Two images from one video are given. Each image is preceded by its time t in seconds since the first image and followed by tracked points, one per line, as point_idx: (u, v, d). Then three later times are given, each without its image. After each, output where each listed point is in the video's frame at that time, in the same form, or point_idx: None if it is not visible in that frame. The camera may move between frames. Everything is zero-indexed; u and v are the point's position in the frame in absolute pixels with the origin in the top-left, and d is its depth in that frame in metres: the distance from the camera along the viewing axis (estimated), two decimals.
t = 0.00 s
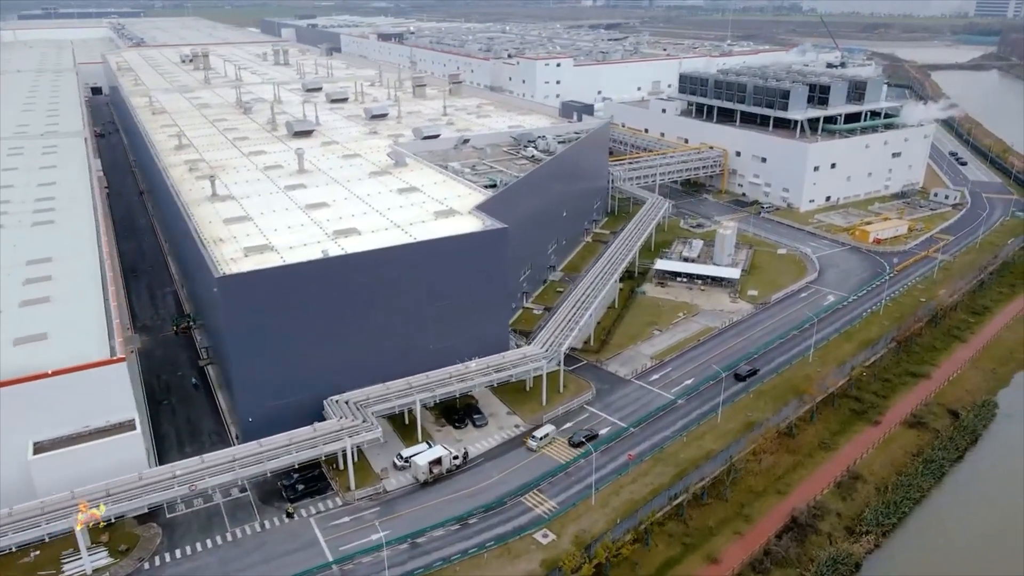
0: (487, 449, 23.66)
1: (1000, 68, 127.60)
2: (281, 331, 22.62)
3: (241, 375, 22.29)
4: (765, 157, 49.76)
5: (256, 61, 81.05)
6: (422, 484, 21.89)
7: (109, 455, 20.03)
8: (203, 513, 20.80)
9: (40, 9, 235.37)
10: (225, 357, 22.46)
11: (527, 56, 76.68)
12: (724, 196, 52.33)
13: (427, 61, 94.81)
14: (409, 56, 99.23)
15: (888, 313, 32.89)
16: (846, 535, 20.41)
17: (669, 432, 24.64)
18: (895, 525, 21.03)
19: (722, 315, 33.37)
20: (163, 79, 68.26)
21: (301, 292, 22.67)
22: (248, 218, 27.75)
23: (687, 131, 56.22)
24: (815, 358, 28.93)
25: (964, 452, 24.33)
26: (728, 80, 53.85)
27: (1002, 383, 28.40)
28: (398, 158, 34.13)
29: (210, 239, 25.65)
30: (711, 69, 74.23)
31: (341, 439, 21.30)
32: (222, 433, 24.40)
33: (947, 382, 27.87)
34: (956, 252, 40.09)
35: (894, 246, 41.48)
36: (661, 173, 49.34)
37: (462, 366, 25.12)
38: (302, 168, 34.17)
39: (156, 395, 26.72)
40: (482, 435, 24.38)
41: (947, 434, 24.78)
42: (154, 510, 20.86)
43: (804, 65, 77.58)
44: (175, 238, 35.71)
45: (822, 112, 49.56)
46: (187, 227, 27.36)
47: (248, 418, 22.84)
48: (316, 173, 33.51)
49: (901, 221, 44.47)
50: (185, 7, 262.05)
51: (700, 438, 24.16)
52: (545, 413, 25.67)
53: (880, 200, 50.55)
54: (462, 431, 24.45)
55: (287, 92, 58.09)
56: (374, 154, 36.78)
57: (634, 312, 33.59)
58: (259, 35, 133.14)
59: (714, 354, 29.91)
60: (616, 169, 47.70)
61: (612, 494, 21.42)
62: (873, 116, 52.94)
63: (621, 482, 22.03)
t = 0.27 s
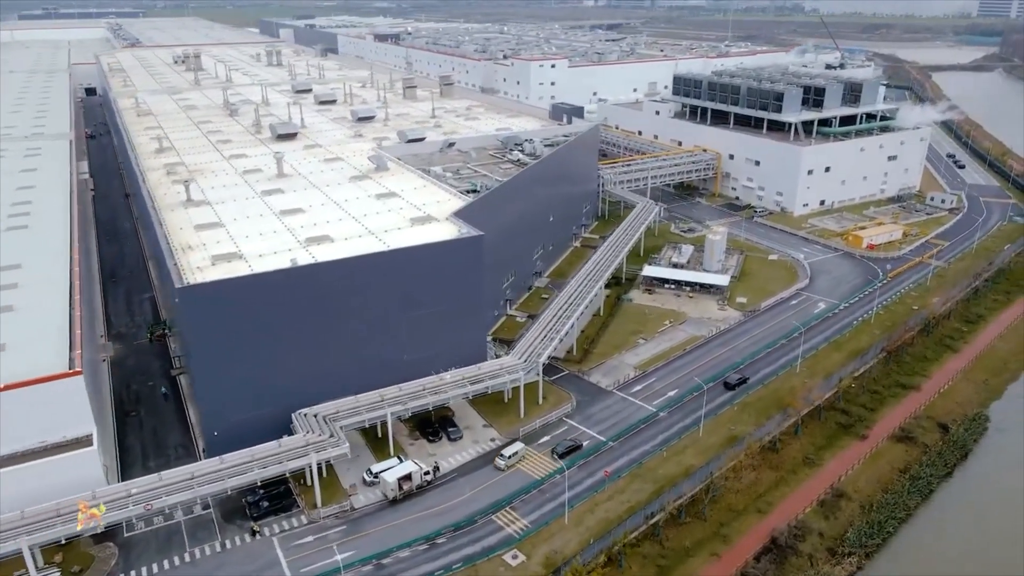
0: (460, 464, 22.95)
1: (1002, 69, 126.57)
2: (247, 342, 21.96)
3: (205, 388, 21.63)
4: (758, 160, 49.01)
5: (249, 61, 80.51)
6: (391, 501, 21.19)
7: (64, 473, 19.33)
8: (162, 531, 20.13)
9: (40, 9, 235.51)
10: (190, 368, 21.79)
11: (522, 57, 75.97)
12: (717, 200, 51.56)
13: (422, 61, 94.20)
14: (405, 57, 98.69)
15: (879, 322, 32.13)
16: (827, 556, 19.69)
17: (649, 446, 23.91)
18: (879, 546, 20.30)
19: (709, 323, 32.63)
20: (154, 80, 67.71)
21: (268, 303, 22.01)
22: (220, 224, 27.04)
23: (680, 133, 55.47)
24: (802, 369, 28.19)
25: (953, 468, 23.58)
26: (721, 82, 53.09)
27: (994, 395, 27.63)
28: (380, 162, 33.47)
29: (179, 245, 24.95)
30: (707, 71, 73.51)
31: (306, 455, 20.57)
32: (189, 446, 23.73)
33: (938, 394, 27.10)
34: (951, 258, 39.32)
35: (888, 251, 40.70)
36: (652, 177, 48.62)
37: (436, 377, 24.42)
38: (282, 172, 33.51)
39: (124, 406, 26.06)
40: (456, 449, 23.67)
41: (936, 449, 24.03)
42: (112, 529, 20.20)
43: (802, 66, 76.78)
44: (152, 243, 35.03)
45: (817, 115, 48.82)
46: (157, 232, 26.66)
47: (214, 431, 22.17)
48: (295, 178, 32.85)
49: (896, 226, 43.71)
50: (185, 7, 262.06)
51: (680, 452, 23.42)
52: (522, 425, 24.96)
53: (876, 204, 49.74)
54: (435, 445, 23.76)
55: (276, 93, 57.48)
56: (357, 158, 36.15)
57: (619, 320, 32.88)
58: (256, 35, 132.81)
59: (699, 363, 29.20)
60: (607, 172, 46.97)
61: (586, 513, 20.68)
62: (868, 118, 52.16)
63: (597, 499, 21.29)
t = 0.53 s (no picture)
0: (430, 481, 22.19)
1: (1004, 70, 125.44)
2: (209, 355, 21.22)
3: (164, 404, 20.88)
4: (751, 164, 48.21)
5: (242, 62, 79.91)
6: (355, 521, 20.45)
7: (11, 493, 18.62)
8: (116, 553, 19.41)
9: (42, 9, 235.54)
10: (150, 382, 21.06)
11: (516, 58, 75.26)
12: (710, 204, 50.76)
13: (418, 62, 93.51)
14: (401, 58, 98.06)
15: (869, 332, 31.33)
16: None
17: (626, 462, 23.13)
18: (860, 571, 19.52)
19: (695, 332, 31.86)
20: (144, 81, 67.13)
21: (230, 315, 21.26)
22: (189, 230, 26.28)
23: (673, 136, 54.71)
24: (788, 382, 27.40)
25: (940, 487, 22.79)
26: (715, 84, 52.29)
27: (986, 409, 26.83)
28: (359, 167, 32.78)
29: (144, 253, 24.21)
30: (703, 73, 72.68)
31: (266, 473, 19.80)
32: (151, 461, 23.03)
33: (927, 408, 26.29)
34: (945, 265, 38.49)
35: (881, 258, 39.85)
36: (643, 180, 47.82)
37: (408, 391, 23.64)
38: (259, 177, 32.81)
39: (89, 418, 25.38)
40: (427, 466, 22.92)
41: (924, 466, 23.22)
42: (64, 550, 19.49)
43: (799, 67, 75.90)
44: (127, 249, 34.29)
45: (811, 118, 48.00)
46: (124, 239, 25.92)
47: (174, 447, 21.44)
48: (272, 183, 32.16)
49: (890, 232, 42.87)
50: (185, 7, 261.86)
51: (658, 469, 22.62)
52: (497, 440, 24.21)
53: (871, 209, 48.87)
54: (405, 461, 23.01)
55: (264, 95, 56.77)
56: (338, 162, 35.44)
57: (603, 329, 32.10)
58: (254, 36, 132.33)
59: (682, 375, 28.43)
60: (596, 176, 46.21)
61: (557, 534, 19.91)
62: (864, 121, 51.33)
63: (569, 519, 20.50)
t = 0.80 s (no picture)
0: (402, 496, 21.52)
1: (1006, 72, 124.47)
2: (171, 368, 20.55)
3: (126, 418, 20.23)
4: (745, 167, 47.48)
5: (236, 63, 79.39)
6: (321, 539, 19.78)
7: None
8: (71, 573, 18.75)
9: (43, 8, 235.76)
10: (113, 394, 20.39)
11: (511, 59, 74.60)
12: (703, 208, 50.02)
13: (414, 62, 92.90)
14: (397, 58, 97.48)
15: (860, 341, 30.60)
16: None
17: (605, 477, 22.43)
18: None
19: (682, 341, 31.15)
20: (135, 81, 66.59)
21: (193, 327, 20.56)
22: (159, 237, 25.59)
23: (667, 138, 53.98)
24: (775, 393, 26.68)
25: (928, 505, 22.09)
26: (709, 85, 51.56)
27: (978, 422, 26.11)
28: (340, 170, 32.14)
29: (111, 260, 23.51)
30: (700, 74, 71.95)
31: (228, 490, 19.13)
32: (116, 475, 22.38)
33: (916, 421, 25.57)
34: (940, 271, 37.76)
35: (875, 263, 39.12)
36: (635, 184, 47.12)
37: (381, 402, 22.93)
38: (237, 180, 32.18)
39: (55, 429, 24.74)
40: (399, 480, 22.24)
41: (912, 482, 22.50)
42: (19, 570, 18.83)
43: (797, 69, 75.12)
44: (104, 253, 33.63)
45: (806, 121, 47.26)
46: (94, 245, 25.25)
47: (137, 462, 20.76)
48: (250, 187, 31.52)
49: (885, 236, 42.12)
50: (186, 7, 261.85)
51: (638, 485, 21.94)
52: (473, 453, 23.52)
53: (867, 213, 48.10)
54: (377, 475, 22.33)
55: (253, 96, 56.15)
56: (320, 165, 34.77)
57: (588, 337, 31.40)
58: (251, 36, 131.87)
59: (667, 385, 27.72)
60: (587, 179, 45.51)
61: (529, 554, 19.25)
62: (860, 124, 50.59)
63: (542, 538, 19.83)
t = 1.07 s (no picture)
0: (369, 514, 20.80)
1: (1008, 73, 123.45)
2: (126, 380, 19.82)
3: (83, 433, 19.59)
4: (738, 171, 46.71)
5: (229, 63, 78.84)
6: (283, 560, 19.09)
7: None
8: None
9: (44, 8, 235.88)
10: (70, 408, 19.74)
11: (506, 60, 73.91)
12: (695, 212, 49.26)
13: (409, 63, 92.28)
14: (393, 59, 96.86)
15: (849, 351, 29.83)
16: None
17: (580, 495, 21.71)
18: None
19: (667, 350, 30.41)
20: (125, 82, 66.03)
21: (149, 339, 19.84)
22: (127, 244, 24.89)
23: (659, 141, 53.23)
24: (759, 406, 25.93)
25: (914, 524, 21.35)
26: (702, 87, 50.80)
27: (968, 437, 25.33)
28: (318, 175, 31.45)
29: (73, 268, 22.80)
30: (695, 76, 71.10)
31: (184, 510, 18.41)
32: (75, 492, 21.69)
33: (905, 436, 24.77)
34: (934, 278, 36.95)
35: (868, 270, 38.34)
36: (625, 188, 46.40)
37: (349, 417, 22.15)
38: (214, 185, 31.51)
39: (18, 442, 24.07)
40: (367, 497, 21.51)
41: (898, 501, 21.74)
42: None
43: (795, 70, 74.29)
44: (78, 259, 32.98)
45: (800, 123, 46.49)
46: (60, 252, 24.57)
47: (94, 478, 20.11)
48: (227, 192, 30.86)
49: (879, 242, 41.31)
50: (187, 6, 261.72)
51: (613, 503, 21.20)
52: (445, 469, 22.79)
53: (862, 217, 47.29)
54: (345, 491, 21.61)
55: (242, 97, 55.53)
56: (301, 168, 34.12)
57: (571, 346, 30.68)
58: (248, 36, 131.38)
59: (649, 397, 27.00)
60: (576, 183, 44.78)
61: None
62: (856, 126, 49.80)
63: (512, 560, 19.13)
